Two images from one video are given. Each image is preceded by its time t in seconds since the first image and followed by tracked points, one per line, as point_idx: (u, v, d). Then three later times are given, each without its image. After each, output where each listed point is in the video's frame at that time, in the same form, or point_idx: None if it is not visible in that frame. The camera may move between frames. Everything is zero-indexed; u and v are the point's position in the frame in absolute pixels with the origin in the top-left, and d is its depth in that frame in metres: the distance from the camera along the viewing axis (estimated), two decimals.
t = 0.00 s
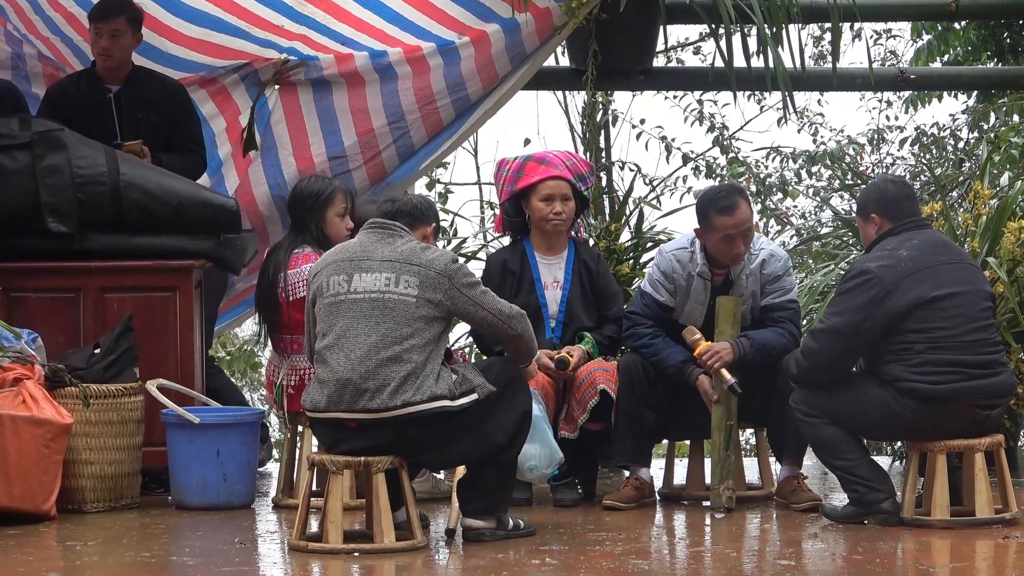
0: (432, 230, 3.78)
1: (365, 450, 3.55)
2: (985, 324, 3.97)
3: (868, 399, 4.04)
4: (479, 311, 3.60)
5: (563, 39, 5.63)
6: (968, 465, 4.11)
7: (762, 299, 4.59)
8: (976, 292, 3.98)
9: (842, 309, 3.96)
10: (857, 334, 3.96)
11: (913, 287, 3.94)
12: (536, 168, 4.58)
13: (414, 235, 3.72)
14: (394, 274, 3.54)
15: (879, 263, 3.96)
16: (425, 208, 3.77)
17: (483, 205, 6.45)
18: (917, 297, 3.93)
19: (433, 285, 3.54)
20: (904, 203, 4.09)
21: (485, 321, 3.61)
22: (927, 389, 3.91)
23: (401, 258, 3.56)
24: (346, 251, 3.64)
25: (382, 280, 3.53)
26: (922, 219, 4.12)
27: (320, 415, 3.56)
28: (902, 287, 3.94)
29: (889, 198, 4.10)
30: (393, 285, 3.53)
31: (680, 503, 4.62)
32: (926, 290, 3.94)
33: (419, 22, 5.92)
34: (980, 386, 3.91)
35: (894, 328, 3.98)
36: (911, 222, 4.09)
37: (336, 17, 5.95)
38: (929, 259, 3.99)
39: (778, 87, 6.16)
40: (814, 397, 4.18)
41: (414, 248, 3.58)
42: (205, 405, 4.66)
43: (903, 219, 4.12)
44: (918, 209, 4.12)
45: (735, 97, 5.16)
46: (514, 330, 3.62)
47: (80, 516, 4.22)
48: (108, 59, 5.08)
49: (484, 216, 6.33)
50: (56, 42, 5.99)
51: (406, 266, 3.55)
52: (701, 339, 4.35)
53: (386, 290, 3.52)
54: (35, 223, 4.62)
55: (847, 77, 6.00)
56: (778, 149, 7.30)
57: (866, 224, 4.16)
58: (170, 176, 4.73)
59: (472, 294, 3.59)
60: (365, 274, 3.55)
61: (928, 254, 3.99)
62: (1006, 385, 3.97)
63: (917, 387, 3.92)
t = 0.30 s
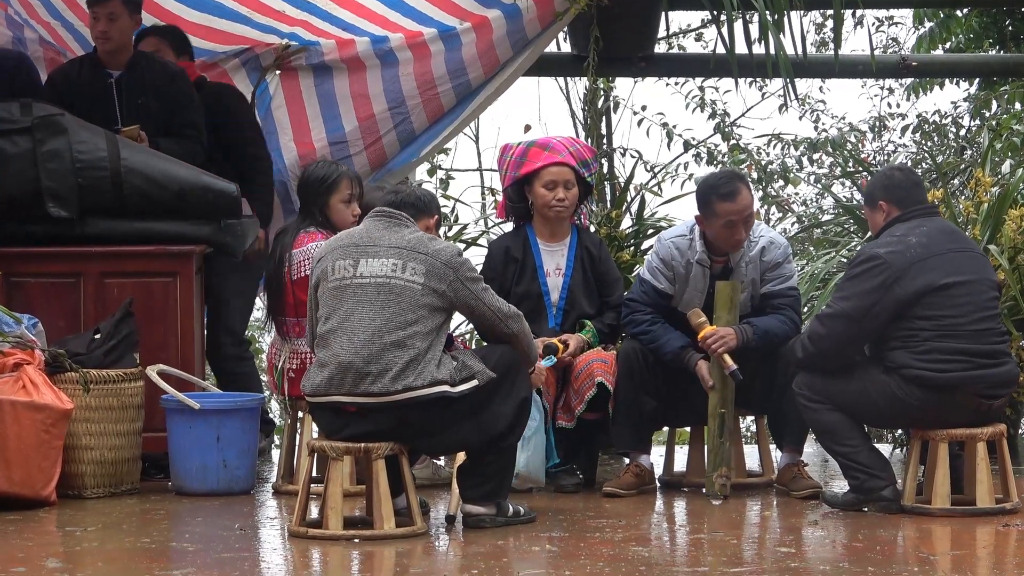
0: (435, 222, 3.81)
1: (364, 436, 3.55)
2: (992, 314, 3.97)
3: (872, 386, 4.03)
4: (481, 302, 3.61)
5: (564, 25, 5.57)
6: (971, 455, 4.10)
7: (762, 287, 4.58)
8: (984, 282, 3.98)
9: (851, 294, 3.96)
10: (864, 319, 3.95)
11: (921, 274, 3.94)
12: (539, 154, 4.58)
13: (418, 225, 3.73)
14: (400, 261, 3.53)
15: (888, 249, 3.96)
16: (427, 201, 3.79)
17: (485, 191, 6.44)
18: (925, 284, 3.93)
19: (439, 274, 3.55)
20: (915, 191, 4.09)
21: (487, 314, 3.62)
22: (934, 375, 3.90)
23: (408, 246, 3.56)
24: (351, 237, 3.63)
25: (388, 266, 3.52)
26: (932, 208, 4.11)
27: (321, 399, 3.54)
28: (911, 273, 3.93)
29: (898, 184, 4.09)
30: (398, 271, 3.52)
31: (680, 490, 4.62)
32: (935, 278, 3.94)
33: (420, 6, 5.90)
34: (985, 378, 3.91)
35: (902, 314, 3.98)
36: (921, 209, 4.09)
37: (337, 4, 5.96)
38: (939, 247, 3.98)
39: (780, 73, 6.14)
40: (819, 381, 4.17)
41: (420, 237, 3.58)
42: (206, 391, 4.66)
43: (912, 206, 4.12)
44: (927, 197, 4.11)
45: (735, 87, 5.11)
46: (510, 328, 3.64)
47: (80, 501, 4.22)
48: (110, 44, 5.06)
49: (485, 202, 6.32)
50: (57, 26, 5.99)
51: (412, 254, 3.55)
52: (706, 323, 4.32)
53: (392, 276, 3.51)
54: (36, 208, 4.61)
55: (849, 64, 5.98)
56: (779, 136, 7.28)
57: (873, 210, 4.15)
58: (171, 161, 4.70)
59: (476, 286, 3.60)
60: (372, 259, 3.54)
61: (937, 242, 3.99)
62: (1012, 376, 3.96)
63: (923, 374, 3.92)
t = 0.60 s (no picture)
0: (436, 213, 3.82)
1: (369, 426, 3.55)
2: (994, 304, 3.96)
3: (875, 377, 4.02)
4: (484, 293, 3.61)
5: (567, 15, 5.57)
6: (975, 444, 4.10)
7: (765, 277, 4.57)
8: (986, 271, 3.97)
9: (851, 285, 3.94)
10: (866, 311, 3.94)
11: (922, 265, 3.92)
12: (544, 147, 4.56)
13: (420, 216, 3.71)
14: (404, 251, 3.53)
15: (888, 241, 3.94)
16: (427, 192, 3.79)
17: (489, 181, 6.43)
18: (926, 275, 3.91)
19: (443, 264, 3.54)
20: (916, 180, 4.07)
21: (490, 305, 3.63)
22: (936, 366, 3.90)
23: (412, 235, 3.55)
24: (355, 227, 3.62)
25: (392, 256, 3.52)
26: (933, 196, 4.09)
27: (326, 389, 3.54)
28: (912, 265, 3.92)
29: (898, 173, 4.07)
30: (402, 261, 3.52)
31: (684, 480, 4.62)
32: (936, 269, 3.92)
33: None
34: (988, 368, 3.90)
35: (904, 305, 3.97)
36: (921, 198, 4.07)
37: None
38: (941, 237, 3.97)
39: (784, 62, 6.13)
40: (821, 371, 4.16)
41: (424, 227, 3.58)
42: (210, 381, 4.66)
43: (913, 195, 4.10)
44: (928, 185, 4.09)
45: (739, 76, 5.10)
46: (510, 321, 3.66)
47: (85, 492, 4.23)
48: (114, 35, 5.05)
49: (489, 192, 6.31)
50: (61, 16, 5.98)
51: (416, 243, 3.54)
52: (704, 318, 4.32)
53: (396, 266, 3.51)
54: (39, 199, 4.60)
55: (853, 53, 5.96)
56: (783, 125, 7.26)
57: (875, 199, 4.14)
58: (176, 152, 4.70)
59: (479, 276, 3.60)
60: (375, 249, 3.54)
61: (939, 232, 3.97)
62: (1016, 365, 3.96)
63: (926, 365, 3.91)
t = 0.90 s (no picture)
0: (439, 203, 3.77)
1: (374, 417, 3.55)
2: (994, 295, 3.95)
3: (877, 370, 4.02)
4: (488, 283, 3.61)
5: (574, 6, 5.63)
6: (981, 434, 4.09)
7: (772, 268, 4.56)
8: (985, 261, 3.95)
9: (850, 280, 3.93)
10: (865, 305, 3.92)
11: (920, 258, 3.91)
12: (558, 138, 4.53)
13: (424, 206, 3.70)
14: (408, 242, 3.52)
15: (886, 235, 3.92)
16: (431, 180, 3.76)
17: (495, 171, 6.42)
18: (924, 269, 3.90)
19: (447, 255, 3.54)
20: (914, 172, 4.04)
21: (494, 295, 3.63)
22: (938, 359, 3.89)
23: (416, 226, 3.55)
24: (359, 218, 3.62)
25: (397, 247, 3.51)
26: (931, 187, 4.06)
27: (331, 379, 3.54)
28: (909, 258, 3.91)
29: (896, 165, 4.05)
30: (407, 252, 3.51)
31: (690, 471, 4.62)
32: (932, 262, 3.91)
33: None
34: (990, 359, 3.89)
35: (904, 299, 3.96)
36: (920, 189, 4.05)
37: None
38: (939, 229, 3.95)
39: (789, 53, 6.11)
40: (823, 364, 4.16)
41: (428, 217, 3.57)
42: (216, 371, 4.67)
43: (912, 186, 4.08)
44: (927, 175, 4.07)
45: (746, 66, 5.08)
46: (515, 313, 3.67)
47: (91, 482, 4.23)
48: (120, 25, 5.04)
49: (495, 182, 6.30)
50: (66, 6, 5.96)
51: (420, 234, 3.54)
52: (711, 311, 4.32)
53: (401, 257, 3.51)
54: (46, 189, 4.60)
55: (859, 45, 5.95)
56: (789, 116, 7.24)
57: (874, 191, 4.11)
58: (181, 142, 4.70)
59: (484, 267, 3.60)
60: (380, 240, 3.53)
61: (937, 224, 3.95)
62: (1018, 355, 3.94)
63: (927, 358, 3.91)
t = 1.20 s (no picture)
0: (448, 195, 3.76)
1: (384, 410, 3.54)
2: (1000, 286, 3.92)
3: (885, 363, 4.00)
4: (496, 276, 3.60)
5: None
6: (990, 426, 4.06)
7: (781, 261, 4.55)
8: (991, 253, 3.93)
9: (856, 274, 3.91)
10: (872, 299, 3.91)
11: (927, 251, 3.89)
12: (562, 133, 4.52)
13: (433, 199, 3.69)
14: (416, 235, 3.51)
15: (891, 228, 3.90)
16: (441, 173, 3.74)
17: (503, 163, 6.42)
18: (930, 262, 3.88)
19: (456, 248, 3.53)
20: (920, 163, 4.01)
21: (502, 289, 3.62)
22: (944, 352, 3.88)
23: (424, 219, 3.53)
24: (368, 211, 3.61)
25: (405, 240, 3.50)
26: (939, 177, 4.03)
27: (340, 373, 3.53)
28: (915, 252, 3.89)
29: (904, 157, 4.01)
30: (415, 245, 3.50)
31: (699, 463, 4.60)
32: (939, 254, 3.89)
33: None
34: (996, 352, 3.88)
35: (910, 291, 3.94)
36: (926, 180, 4.02)
37: None
38: (945, 222, 3.92)
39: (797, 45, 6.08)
40: (830, 358, 4.14)
41: (437, 211, 3.56)
42: (225, 365, 4.67)
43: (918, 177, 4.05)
44: (934, 166, 4.03)
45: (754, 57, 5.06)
46: (523, 305, 3.66)
47: (100, 476, 4.24)
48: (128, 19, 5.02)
49: (502, 175, 6.29)
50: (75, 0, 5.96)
51: (429, 227, 3.53)
52: (721, 300, 4.29)
53: (410, 250, 3.49)
54: (54, 183, 4.59)
55: (867, 36, 5.92)
56: (797, 108, 7.22)
57: (881, 181, 4.08)
58: (189, 135, 4.69)
59: (492, 260, 3.59)
60: (388, 233, 3.52)
61: (943, 216, 3.93)
62: None
63: (934, 352, 3.89)
